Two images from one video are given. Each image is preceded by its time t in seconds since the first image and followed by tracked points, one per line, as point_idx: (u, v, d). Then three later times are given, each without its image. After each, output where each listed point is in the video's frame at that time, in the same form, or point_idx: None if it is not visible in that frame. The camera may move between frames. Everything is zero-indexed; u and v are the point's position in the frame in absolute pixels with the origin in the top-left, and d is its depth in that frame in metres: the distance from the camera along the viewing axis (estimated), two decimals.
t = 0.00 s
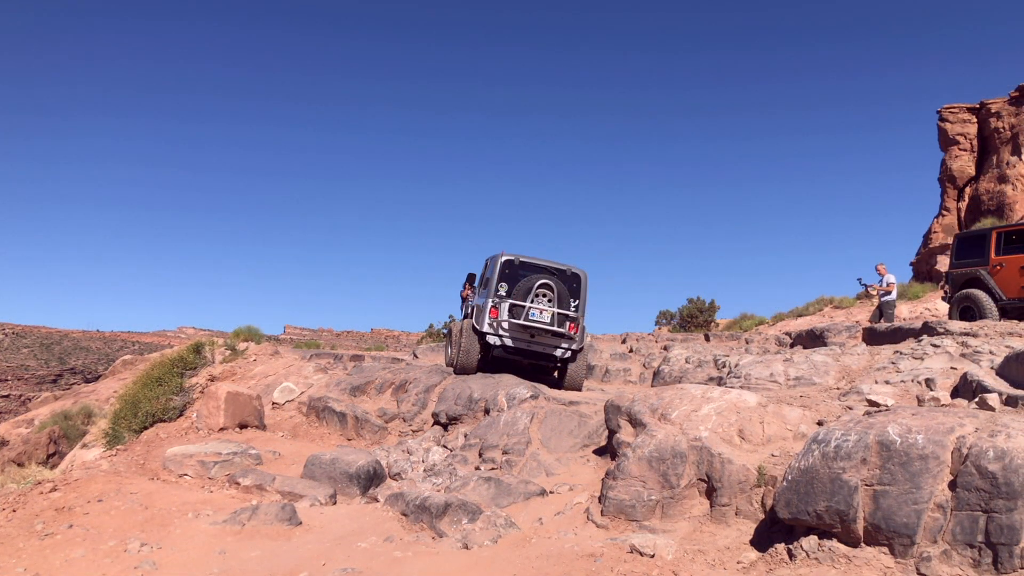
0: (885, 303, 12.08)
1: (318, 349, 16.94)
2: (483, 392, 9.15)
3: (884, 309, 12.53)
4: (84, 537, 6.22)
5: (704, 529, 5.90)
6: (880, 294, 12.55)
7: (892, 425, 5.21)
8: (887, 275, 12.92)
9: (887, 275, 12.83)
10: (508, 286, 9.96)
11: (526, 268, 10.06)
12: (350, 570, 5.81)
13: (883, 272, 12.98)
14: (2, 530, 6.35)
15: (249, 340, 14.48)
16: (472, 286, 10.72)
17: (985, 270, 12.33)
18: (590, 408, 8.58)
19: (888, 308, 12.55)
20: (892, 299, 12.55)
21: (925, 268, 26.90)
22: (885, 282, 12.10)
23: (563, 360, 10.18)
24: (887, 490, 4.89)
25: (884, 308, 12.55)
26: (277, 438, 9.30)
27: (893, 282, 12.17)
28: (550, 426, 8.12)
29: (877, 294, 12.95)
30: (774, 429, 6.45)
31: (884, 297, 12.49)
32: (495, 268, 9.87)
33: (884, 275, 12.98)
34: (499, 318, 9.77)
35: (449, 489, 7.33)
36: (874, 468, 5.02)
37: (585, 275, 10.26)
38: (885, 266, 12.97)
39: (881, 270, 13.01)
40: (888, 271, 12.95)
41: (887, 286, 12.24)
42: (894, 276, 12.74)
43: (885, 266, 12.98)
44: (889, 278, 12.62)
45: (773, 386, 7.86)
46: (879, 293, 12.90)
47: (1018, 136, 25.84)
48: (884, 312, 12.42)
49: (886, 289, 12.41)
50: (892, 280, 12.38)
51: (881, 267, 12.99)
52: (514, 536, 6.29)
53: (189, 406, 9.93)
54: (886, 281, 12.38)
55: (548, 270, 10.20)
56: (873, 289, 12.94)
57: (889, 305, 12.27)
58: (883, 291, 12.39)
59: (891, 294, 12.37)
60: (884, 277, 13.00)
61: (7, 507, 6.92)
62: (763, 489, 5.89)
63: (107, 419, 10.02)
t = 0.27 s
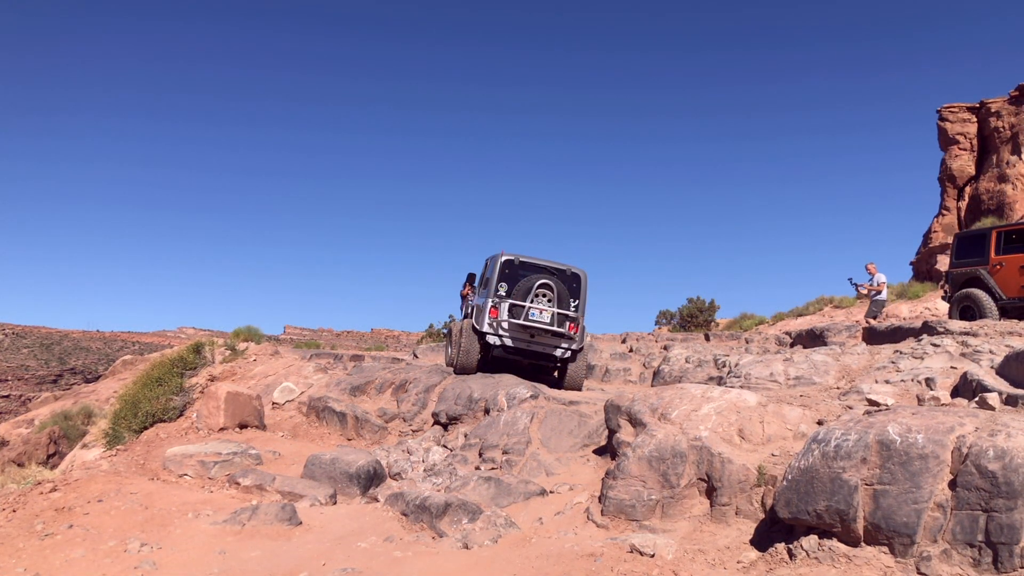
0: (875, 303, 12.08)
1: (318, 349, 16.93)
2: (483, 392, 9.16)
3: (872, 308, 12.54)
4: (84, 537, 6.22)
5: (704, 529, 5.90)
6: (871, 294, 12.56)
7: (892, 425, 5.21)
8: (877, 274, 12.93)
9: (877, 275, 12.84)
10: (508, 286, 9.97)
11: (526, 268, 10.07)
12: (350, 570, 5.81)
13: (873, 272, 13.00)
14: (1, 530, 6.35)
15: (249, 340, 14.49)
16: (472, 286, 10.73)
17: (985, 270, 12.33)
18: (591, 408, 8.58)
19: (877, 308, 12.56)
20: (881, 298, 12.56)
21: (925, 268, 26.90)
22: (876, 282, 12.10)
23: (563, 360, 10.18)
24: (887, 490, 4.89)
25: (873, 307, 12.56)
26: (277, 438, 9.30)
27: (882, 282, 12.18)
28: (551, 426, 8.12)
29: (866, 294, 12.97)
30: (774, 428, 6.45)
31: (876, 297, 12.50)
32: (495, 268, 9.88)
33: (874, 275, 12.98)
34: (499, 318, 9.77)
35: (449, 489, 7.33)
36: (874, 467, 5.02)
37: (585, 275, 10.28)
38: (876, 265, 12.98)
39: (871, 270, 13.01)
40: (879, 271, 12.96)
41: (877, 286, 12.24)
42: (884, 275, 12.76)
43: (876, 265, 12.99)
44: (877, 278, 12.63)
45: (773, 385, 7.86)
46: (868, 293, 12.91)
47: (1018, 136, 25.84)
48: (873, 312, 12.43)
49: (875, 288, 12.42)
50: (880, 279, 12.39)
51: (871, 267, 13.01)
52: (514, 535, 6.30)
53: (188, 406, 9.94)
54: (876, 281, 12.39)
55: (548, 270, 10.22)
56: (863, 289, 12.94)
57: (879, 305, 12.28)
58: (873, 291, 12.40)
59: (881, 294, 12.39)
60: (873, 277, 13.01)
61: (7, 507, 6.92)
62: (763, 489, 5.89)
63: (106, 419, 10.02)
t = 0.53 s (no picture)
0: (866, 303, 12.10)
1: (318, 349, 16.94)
2: (484, 392, 9.16)
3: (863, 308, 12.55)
4: (86, 537, 6.22)
5: (705, 528, 5.90)
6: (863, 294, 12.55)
7: (893, 424, 5.20)
8: (868, 274, 12.94)
9: (869, 274, 12.84)
10: (509, 286, 9.97)
11: (527, 268, 10.08)
12: (351, 570, 5.81)
13: (865, 271, 12.99)
14: (3, 530, 6.35)
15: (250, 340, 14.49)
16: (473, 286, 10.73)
17: (986, 269, 12.32)
18: (592, 408, 8.58)
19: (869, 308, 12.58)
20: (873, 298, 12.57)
21: (925, 267, 26.89)
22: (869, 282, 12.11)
23: (564, 360, 10.18)
24: (888, 489, 4.89)
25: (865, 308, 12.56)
26: (278, 438, 9.30)
27: (873, 282, 12.20)
28: (552, 426, 8.12)
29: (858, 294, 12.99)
30: (775, 428, 6.45)
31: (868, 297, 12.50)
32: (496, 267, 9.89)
33: (865, 275, 12.98)
34: (500, 317, 9.77)
35: (450, 488, 7.33)
36: (875, 466, 5.02)
37: (586, 275, 10.29)
38: (866, 265, 12.99)
39: (864, 270, 13.00)
40: (870, 270, 12.97)
41: (869, 285, 12.25)
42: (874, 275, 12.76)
43: (868, 265, 13.00)
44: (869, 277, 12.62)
45: (774, 384, 7.85)
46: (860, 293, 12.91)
47: (1018, 135, 25.83)
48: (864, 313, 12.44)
49: (866, 288, 12.41)
50: (870, 279, 12.41)
51: (861, 267, 13.01)
52: (515, 535, 6.30)
53: (189, 406, 9.95)
54: (868, 280, 12.39)
55: (548, 270, 10.23)
56: (853, 289, 12.93)
57: (871, 305, 12.29)
58: (865, 290, 12.40)
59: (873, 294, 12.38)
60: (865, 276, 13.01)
61: (8, 507, 6.92)
62: (764, 488, 5.89)
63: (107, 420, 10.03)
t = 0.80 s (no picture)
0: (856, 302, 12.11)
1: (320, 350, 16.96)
2: (486, 392, 9.17)
3: (854, 308, 12.56)
4: (88, 538, 6.23)
5: (707, 528, 5.90)
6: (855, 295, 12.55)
7: (894, 424, 5.20)
8: (860, 274, 12.93)
9: (859, 275, 12.85)
10: (510, 286, 9.97)
11: (528, 268, 10.08)
12: (353, 570, 5.81)
13: (856, 272, 12.98)
14: (5, 531, 6.36)
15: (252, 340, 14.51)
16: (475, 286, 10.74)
17: (988, 268, 12.31)
18: (593, 408, 8.58)
19: (860, 308, 12.59)
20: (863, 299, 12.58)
21: (927, 267, 26.88)
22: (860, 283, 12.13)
23: (565, 360, 10.17)
24: (890, 489, 4.89)
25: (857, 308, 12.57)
26: (280, 439, 9.31)
27: (864, 282, 12.21)
28: (553, 426, 8.12)
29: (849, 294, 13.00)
30: (776, 428, 6.44)
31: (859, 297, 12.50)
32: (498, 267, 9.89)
33: (857, 275, 12.97)
34: (501, 317, 9.76)
35: (451, 489, 7.34)
36: (877, 466, 5.02)
37: (588, 275, 10.29)
38: (858, 266, 12.98)
39: (855, 270, 12.99)
40: (862, 271, 12.97)
41: (859, 286, 12.25)
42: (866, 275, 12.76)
43: (858, 265, 12.99)
44: (861, 278, 12.61)
45: (776, 384, 7.85)
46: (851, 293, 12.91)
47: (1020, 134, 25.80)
48: (855, 313, 12.45)
49: (858, 288, 12.41)
50: (863, 280, 12.41)
51: (854, 267, 12.99)
52: (517, 535, 6.30)
53: (191, 407, 9.96)
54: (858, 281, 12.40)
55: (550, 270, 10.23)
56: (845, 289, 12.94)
57: (863, 305, 12.30)
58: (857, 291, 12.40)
59: (864, 295, 12.39)
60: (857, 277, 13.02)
61: (11, 508, 6.93)
62: (766, 488, 5.89)
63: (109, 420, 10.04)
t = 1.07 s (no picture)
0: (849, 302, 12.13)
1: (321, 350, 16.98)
2: (488, 392, 9.17)
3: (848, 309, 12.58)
4: (90, 538, 6.23)
5: (708, 528, 5.90)
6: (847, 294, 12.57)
7: (896, 423, 5.20)
8: (852, 274, 12.93)
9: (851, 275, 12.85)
10: (512, 286, 9.96)
11: (530, 268, 10.08)
12: (355, 570, 5.81)
13: (847, 272, 12.99)
14: (7, 531, 6.37)
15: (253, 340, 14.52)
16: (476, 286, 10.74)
17: (990, 267, 12.30)
18: (595, 408, 8.58)
19: (853, 308, 12.59)
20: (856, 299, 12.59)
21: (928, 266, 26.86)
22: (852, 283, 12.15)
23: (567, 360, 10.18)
24: (892, 488, 4.88)
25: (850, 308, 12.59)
26: (282, 439, 9.31)
27: (856, 282, 12.21)
28: (555, 426, 8.12)
29: (842, 294, 13.01)
30: (778, 428, 6.44)
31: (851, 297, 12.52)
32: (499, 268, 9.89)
33: (849, 275, 12.97)
34: (503, 317, 9.76)
35: (453, 489, 7.34)
36: (879, 466, 5.01)
37: (590, 275, 10.29)
38: (849, 266, 12.98)
39: (847, 270, 12.98)
40: (853, 271, 12.98)
41: (851, 286, 12.26)
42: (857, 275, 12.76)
43: (849, 265, 13.00)
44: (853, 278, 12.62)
45: (778, 384, 7.84)
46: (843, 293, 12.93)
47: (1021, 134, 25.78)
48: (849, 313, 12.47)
49: (849, 288, 12.42)
50: (854, 279, 12.43)
51: (845, 268, 13.00)
52: (518, 535, 6.30)
53: (193, 407, 9.97)
54: (851, 281, 12.40)
55: (551, 270, 10.23)
56: (838, 289, 12.95)
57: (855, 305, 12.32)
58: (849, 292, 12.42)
59: (855, 295, 12.41)
60: (849, 277, 13.03)
61: (13, 508, 6.94)
62: (768, 488, 5.89)
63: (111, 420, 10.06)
